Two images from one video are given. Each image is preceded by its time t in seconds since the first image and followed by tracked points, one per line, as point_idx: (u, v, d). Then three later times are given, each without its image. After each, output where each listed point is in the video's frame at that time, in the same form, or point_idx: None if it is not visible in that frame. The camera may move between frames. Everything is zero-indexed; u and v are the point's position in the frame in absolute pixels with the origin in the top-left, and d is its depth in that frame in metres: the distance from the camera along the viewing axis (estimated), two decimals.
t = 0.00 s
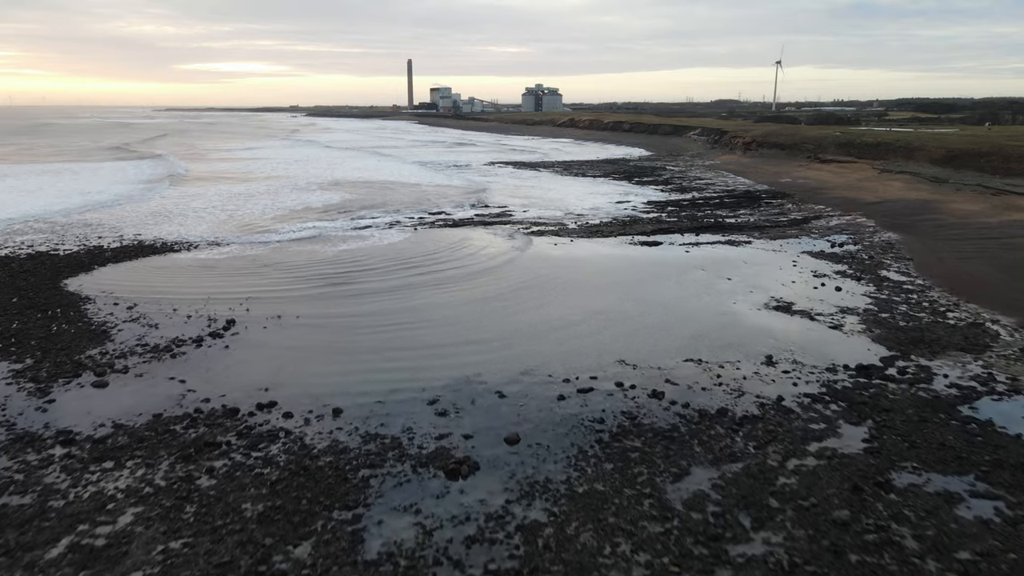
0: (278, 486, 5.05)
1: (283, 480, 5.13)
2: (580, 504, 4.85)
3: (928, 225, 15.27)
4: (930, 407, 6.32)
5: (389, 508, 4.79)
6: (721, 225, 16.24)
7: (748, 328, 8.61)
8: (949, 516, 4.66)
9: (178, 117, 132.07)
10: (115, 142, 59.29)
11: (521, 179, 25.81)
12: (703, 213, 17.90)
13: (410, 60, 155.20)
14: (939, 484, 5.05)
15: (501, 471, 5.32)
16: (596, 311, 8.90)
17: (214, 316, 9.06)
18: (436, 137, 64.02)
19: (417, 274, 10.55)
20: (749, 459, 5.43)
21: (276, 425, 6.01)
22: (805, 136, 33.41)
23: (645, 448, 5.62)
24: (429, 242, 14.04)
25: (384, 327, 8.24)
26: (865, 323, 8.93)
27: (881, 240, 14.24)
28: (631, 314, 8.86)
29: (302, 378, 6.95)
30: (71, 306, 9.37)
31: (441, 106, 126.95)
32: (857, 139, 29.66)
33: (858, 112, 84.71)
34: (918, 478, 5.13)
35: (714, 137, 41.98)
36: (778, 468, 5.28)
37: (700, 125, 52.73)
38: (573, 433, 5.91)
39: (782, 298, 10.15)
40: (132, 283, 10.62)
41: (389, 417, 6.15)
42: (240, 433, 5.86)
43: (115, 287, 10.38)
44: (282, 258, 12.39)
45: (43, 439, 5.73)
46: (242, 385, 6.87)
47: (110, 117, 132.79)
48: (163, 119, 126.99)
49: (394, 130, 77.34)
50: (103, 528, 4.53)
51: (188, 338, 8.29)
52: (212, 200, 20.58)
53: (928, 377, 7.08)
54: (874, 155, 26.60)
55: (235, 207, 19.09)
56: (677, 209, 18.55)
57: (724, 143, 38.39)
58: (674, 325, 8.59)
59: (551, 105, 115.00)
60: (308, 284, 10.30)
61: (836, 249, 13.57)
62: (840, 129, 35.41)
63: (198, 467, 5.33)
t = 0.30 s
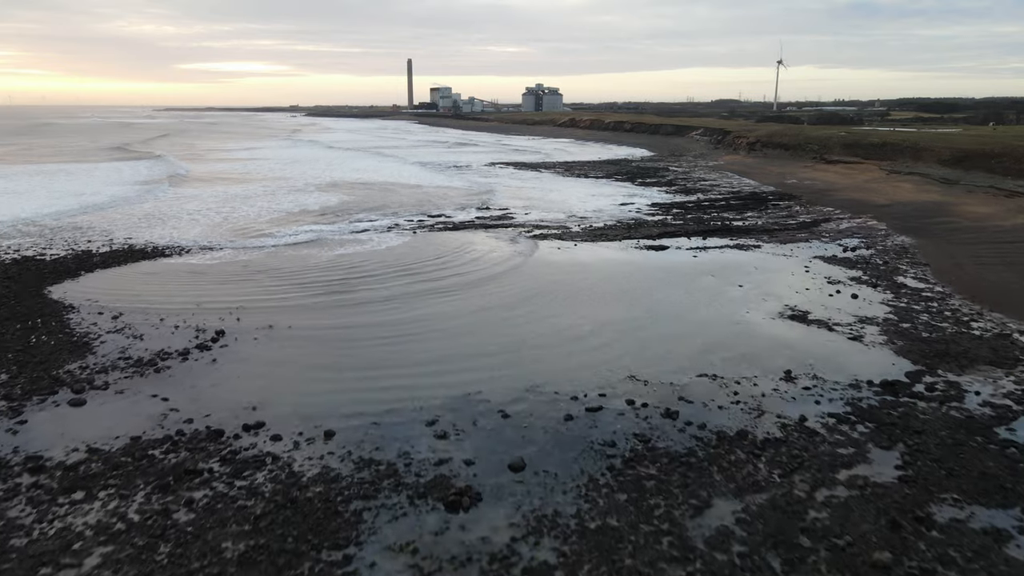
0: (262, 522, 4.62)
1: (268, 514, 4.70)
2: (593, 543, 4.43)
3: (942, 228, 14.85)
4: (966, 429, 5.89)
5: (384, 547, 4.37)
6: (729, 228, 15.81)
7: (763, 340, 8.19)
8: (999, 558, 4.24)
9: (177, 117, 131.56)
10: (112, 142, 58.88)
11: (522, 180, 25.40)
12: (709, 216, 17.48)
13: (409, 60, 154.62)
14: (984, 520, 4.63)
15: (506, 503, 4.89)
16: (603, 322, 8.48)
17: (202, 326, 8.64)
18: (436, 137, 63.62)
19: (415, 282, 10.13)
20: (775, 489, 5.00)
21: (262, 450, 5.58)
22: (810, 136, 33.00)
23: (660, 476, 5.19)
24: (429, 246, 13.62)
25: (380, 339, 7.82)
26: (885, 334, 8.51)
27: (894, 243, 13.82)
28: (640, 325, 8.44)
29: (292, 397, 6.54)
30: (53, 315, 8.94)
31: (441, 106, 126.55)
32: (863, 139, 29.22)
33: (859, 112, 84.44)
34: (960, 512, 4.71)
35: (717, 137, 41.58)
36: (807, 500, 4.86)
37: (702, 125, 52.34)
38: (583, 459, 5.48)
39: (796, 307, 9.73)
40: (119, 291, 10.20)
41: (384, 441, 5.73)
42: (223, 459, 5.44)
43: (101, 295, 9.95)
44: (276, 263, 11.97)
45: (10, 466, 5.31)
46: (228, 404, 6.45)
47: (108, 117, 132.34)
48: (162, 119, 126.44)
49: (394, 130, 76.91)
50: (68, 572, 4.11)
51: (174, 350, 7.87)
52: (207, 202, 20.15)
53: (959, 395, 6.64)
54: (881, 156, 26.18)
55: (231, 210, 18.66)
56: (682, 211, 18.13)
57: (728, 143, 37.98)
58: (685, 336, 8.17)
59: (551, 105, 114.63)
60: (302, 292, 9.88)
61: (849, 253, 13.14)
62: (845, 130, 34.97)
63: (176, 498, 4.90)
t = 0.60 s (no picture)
0: (243, 563, 4.20)
1: (250, 554, 4.28)
2: None
3: (956, 231, 14.43)
4: (1006, 455, 5.46)
5: None
6: (737, 231, 15.40)
7: (780, 353, 7.77)
8: None
9: (176, 117, 131.06)
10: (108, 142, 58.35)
11: (523, 181, 24.98)
12: (716, 219, 17.06)
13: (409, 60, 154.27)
14: None
15: (511, 540, 4.47)
16: (612, 334, 8.07)
17: (189, 338, 8.21)
18: (436, 137, 63.19)
19: (414, 290, 9.70)
20: (805, 525, 4.58)
21: (247, 478, 5.16)
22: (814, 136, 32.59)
23: (679, 510, 4.77)
24: (429, 251, 13.21)
25: (376, 353, 7.40)
26: (908, 346, 8.09)
27: (908, 248, 13.40)
28: (649, 337, 8.03)
29: (281, 417, 6.13)
30: (33, 326, 8.52)
31: (441, 106, 126.15)
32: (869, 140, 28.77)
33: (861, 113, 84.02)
34: (1010, 553, 4.29)
35: (720, 137, 41.16)
36: (841, 538, 4.43)
37: (705, 125, 51.90)
38: (594, 489, 5.06)
39: (812, 315, 9.30)
40: (104, 299, 9.77)
41: (379, 467, 5.31)
42: (204, 489, 5.01)
43: (85, 303, 9.52)
44: (270, 270, 11.54)
45: None
46: (212, 425, 6.03)
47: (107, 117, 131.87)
48: (161, 119, 125.98)
49: (394, 130, 76.50)
50: None
51: (158, 364, 7.45)
52: (201, 204, 19.72)
53: (994, 414, 6.21)
54: (888, 156, 25.78)
55: (226, 212, 18.23)
56: (688, 214, 17.70)
57: (731, 144, 37.56)
58: (697, 349, 7.75)
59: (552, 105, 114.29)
60: (295, 301, 9.45)
61: (862, 258, 12.72)
62: (850, 130, 34.55)
63: (150, 535, 4.48)
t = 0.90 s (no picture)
0: None
1: None
2: None
3: (972, 234, 14.01)
4: None
5: None
6: (745, 234, 14.99)
7: (799, 367, 7.34)
8: None
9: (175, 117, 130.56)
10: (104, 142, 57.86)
11: (525, 182, 24.57)
12: (722, 221, 16.64)
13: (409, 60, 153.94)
14: None
15: None
16: (621, 347, 7.64)
17: (175, 351, 7.78)
18: (436, 137, 62.77)
19: (412, 299, 9.27)
20: (841, 568, 4.16)
21: (229, 512, 4.73)
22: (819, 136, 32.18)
23: (701, 550, 4.35)
24: (429, 256, 12.77)
25: (372, 369, 6.97)
26: (934, 359, 7.66)
27: (924, 252, 12.98)
28: (660, 350, 7.60)
29: (269, 440, 5.71)
30: (12, 337, 8.10)
31: (441, 105, 125.78)
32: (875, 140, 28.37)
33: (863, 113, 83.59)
34: None
35: (722, 137, 40.76)
36: None
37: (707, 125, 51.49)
38: (607, 524, 4.63)
39: (829, 325, 8.88)
40: (89, 307, 9.35)
41: (372, 498, 4.88)
42: (181, 524, 4.59)
43: (68, 312, 9.11)
44: (263, 275, 11.11)
45: None
46: (194, 449, 5.61)
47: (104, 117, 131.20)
48: (160, 119, 125.49)
49: (394, 130, 76.11)
50: None
51: (140, 379, 7.03)
52: (196, 206, 19.31)
53: None
54: (895, 156, 25.38)
55: (221, 214, 17.81)
56: (695, 217, 17.25)
57: (734, 143, 37.15)
58: (712, 363, 7.33)
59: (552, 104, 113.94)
60: (288, 310, 9.01)
61: (876, 263, 12.30)
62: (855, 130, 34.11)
63: None
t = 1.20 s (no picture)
0: None
1: None
2: None
3: (988, 238, 13.60)
4: None
5: None
6: (754, 238, 14.58)
7: (821, 383, 6.91)
8: None
9: (174, 117, 129.85)
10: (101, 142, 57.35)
11: (526, 183, 24.16)
12: (730, 224, 16.23)
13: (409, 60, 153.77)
14: None
15: None
16: (631, 361, 7.21)
17: (159, 365, 7.36)
18: (436, 137, 62.30)
19: (410, 308, 8.84)
20: None
21: (207, 552, 4.30)
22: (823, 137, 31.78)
23: None
24: (429, 261, 12.34)
25: (366, 387, 6.54)
26: (963, 374, 7.23)
27: (940, 257, 12.57)
28: (672, 364, 7.18)
29: (255, 466, 5.29)
30: None
31: (441, 105, 125.41)
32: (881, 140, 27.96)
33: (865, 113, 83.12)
34: None
35: (725, 138, 40.35)
36: None
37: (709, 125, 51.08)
38: (623, 567, 4.21)
39: (849, 335, 8.45)
40: (71, 315, 8.91)
41: (365, 535, 4.46)
42: (154, 566, 4.16)
43: (49, 321, 8.68)
44: (255, 283, 10.68)
45: None
46: (173, 478, 5.17)
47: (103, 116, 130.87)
48: (159, 119, 125.14)
49: (394, 130, 75.72)
50: None
51: (120, 397, 6.59)
52: (190, 208, 18.86)
53: None
54: (903, 157, 24.97)
55: (215, 217, 17.38)
56: (701, 219, 16.84)
57: (737, 144, 36.75)
58: (728, 378, 6.90)
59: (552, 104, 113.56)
60: (280, 320, 8.59)
61: (892, 269, 11.87)
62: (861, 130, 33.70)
63: None
